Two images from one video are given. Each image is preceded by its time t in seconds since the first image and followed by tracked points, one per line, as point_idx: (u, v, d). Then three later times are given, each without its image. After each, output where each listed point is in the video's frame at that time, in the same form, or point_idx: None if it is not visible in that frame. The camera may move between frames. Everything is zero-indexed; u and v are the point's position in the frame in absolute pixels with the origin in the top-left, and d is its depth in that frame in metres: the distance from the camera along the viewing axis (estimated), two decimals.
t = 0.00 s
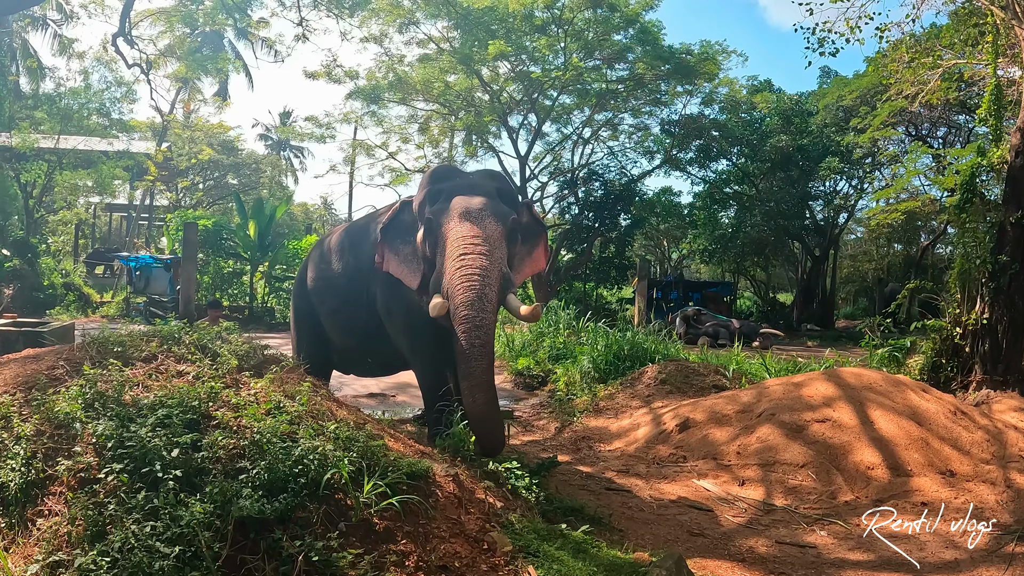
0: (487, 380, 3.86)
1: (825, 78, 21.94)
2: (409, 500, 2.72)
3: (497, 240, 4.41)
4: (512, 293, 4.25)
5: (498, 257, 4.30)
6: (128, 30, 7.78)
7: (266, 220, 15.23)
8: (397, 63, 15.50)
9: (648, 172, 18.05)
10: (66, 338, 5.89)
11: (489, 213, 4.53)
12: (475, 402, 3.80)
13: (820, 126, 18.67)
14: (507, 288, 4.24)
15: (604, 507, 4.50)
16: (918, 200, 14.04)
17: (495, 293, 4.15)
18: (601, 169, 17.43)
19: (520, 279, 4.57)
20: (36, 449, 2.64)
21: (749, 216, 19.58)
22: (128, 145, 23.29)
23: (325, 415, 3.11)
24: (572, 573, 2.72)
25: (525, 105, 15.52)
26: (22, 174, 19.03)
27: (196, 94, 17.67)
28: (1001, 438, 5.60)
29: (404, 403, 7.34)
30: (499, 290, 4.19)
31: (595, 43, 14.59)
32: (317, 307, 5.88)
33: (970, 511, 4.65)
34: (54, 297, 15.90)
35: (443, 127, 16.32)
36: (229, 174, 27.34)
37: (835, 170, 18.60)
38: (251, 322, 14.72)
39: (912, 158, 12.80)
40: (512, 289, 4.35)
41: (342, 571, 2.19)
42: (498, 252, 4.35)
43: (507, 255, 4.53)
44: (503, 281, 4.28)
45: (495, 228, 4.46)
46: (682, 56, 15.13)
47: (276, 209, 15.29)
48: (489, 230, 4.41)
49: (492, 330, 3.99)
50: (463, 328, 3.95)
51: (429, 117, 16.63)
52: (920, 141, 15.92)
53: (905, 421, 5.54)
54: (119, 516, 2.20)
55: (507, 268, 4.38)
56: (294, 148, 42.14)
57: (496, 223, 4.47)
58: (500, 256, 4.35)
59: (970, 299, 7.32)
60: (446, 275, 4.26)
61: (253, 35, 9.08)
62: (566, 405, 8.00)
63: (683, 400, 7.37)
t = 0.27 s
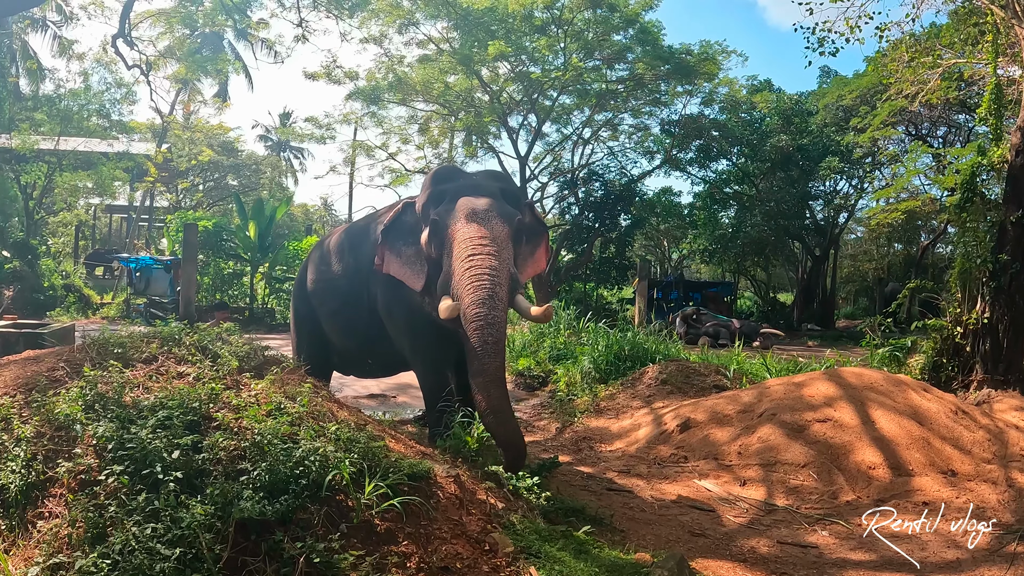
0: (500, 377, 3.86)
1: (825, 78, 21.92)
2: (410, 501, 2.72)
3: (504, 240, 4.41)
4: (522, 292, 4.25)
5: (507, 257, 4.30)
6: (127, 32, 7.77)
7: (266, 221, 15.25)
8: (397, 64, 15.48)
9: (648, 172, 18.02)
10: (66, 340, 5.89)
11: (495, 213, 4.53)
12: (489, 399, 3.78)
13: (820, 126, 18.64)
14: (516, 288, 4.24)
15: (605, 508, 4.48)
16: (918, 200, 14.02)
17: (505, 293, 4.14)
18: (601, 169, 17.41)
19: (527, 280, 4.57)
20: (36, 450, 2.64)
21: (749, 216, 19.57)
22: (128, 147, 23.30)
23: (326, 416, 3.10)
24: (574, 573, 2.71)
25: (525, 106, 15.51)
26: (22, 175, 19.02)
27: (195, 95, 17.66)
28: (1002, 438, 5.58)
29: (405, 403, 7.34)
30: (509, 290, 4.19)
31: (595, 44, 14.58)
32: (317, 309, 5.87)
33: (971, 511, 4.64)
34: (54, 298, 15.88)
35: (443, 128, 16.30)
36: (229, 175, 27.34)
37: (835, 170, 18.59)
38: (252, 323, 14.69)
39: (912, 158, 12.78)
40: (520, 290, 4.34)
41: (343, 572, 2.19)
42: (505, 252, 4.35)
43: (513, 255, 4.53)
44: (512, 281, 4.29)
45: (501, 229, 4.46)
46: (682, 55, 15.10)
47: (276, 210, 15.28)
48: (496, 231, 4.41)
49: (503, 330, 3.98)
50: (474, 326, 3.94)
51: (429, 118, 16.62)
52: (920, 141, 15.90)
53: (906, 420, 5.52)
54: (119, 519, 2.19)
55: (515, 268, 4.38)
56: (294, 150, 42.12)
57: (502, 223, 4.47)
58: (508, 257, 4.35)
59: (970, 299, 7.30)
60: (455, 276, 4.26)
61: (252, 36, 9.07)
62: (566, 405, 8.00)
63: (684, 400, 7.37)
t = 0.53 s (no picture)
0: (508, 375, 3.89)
1: (825, 77, 21.91)
2: (412, 501, 2.71)
3: (512, 241, 4.40)
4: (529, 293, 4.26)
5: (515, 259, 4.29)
6: (127, 33, 7.76)
7: (266, 222, 15.25)
8: (396, 64, 15.46)
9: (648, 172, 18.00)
10: (66, 341, 5.87)
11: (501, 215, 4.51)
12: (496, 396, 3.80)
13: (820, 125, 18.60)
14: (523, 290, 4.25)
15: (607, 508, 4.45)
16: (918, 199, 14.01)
17: (514, 294, 4.14)
18: (601, 169, 17.40)
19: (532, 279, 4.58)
20: (37, 452, 2.63)
21: (749, 215, 19.55)
22: (128, 148, 23.28)
23: (328, 417, 3.09)
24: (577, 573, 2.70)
25: (525, 106, 15.49)
26: (22, 177, 18.99)
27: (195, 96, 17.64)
28: (1004, 437, 5.54)
29: (405, 404, 7.33)
30: (517, 291, 4.20)
31: (595, 44, 14.55)
32: (317, 311, 5.85)
33: (973, 511, 4.63)
34: (53, 300, 15.84)
35: (443, 128, 16.27)
36: (229, 176, 27.32)
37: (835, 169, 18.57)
38: (252, 324, 14.66)
39: (912, 157, 12.76)
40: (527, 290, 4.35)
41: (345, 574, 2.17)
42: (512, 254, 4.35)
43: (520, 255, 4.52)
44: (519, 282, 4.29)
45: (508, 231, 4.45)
46: (682, 55, 15.07)
47: (276, 211, 15.27)
48: (503, 232, 4.40)
49: (510, 329, 3.99)
50: (484, 327, 3.95)
51: (429, 118, 16.59)
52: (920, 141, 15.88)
53: (907, 419, 5.50)
54: (120, 521, 2.19)
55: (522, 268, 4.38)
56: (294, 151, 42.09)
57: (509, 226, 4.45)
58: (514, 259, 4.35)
59: (971, 298, 7.27)
60: (464, 278, 4.25)
61: (252, 38, 9.06)
62: (567, 406, 7.98)
63: (685, 400, 7.35)
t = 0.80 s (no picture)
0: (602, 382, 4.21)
1: (825, 67, 21.74)
2: (425, 504, 2.60)
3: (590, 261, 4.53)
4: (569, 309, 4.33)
5: (571, 277, 4.31)
6: (123, 34, 7.67)
7: (267, 223, 15.13)
8: (394, 62, 15.32)
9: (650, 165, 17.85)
10: (67, 345, 5.77)
11: (553, 229, 4.49)
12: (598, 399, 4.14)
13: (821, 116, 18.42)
14: (561, 305, 4.29)
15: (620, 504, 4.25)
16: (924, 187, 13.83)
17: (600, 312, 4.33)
18: (602, 164, 17.26)
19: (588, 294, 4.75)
20: (29, 460, 2.54)
21: (751, 208, 19.41)
22: (126, 151, 23.18)
23: (335, 417, 2.98)
24: None
25: (524, 102, 15.36)
26: (21, 182, 18.91)
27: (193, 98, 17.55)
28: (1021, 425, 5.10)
29: (411, 403, 7.21)
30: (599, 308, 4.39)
31: (594, 37, 14.41)
32: (325, 300, 5.66)
33: (994, 501, 4.22)
34: (55, 305, 15.74)
35: (443, 125, 16.14)
36: (229, 178, 27.21)
37: (838, 159, 18.41)
38: (255, 326, 14.55)
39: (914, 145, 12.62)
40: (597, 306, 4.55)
41: None
42: (557, 269, 4.35)
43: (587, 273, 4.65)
44: (554, 295, 4.33)
45: (562, 244, 4.42)
46: (682, 48, 14.91)
47: (276, 211, 15.15)
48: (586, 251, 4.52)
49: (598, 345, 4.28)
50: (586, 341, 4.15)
51: (428, 116, 16.46)
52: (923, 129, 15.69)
53: (922, 408, 5.06)
54: (117, 533, 2.12)
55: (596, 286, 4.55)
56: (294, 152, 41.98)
57: (571, 241, 4.44)
58: (555, 273, 4.36)
59: (981, 286, 6.98)
60: (554, 291, 4.34)
61: (250, 38, 8.97)
62: (575, 401, 7.86)
63: (695, 393, 7.22)
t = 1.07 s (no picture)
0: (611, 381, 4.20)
1: (825, 67, 21.70)
2: (423, 507, 2.57)
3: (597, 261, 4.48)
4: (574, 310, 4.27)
5: (577, 278, 4.24)
6: (122, 34, 7.64)
7: (266, 223, 15.08)
8: (394, 62, 15.26)
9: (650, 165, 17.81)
10: (64, 345, 5.75)
11: (559, 231, 4.45)
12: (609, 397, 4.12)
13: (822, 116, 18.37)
14: (567, 306, 4.22)
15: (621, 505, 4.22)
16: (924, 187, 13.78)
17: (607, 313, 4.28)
18: (602, 164, 17.21)
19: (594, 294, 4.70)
20: (21, 463, 2.52)
21: (751, 208, 19.38)
22: (126, 151, 23.14)
23: (331, 417, 2.95)
24: None
25: (524, 102, 15.32)
26: (21, 182, 18.88)
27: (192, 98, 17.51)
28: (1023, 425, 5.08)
29: (411, 403, 7.18)
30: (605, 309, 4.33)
31: (594, 37, 14.36)
32: (331, 301, 5.63)
33: (997, 502, 4.18)
34: (55, 306, 15.68)
35: (443, 125, 16.09)
36: (229, 178, 27.12)
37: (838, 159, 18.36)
38: (254, 326, 14.51)
39: (914, 145, 12.58)
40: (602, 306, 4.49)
41: None
42: (563, 270, 4.28)
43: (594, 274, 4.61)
44: (559, 296, 4.26)
45: (569, 245, 4.36)
46: (682, 47, 14.85)
47: (276, 211, 15.11)
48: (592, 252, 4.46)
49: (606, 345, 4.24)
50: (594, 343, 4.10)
51: (428, 116, 16.40)
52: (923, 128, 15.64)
53: (923, 408, 5.03)
54: (109, 536, 2.10)
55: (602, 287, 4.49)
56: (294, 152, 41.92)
57: (578, 242, 4.38)
58: (561, 274, 4.30)
59: (982, 286, 6.95)
60: (560, 292, 4.27)
61: (250, 38, 8.94)
62: (575, 402, 7.82)
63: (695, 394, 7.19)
